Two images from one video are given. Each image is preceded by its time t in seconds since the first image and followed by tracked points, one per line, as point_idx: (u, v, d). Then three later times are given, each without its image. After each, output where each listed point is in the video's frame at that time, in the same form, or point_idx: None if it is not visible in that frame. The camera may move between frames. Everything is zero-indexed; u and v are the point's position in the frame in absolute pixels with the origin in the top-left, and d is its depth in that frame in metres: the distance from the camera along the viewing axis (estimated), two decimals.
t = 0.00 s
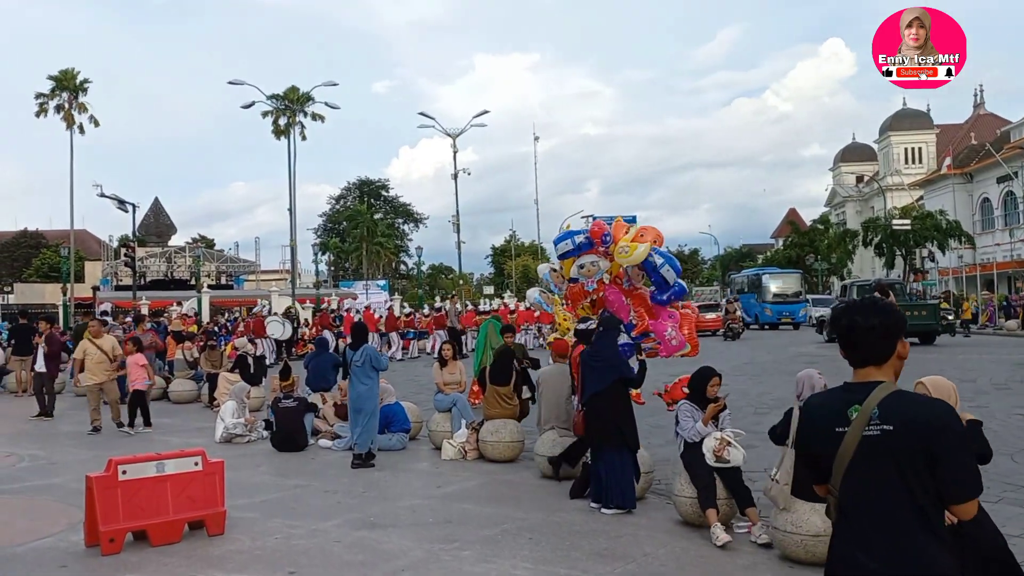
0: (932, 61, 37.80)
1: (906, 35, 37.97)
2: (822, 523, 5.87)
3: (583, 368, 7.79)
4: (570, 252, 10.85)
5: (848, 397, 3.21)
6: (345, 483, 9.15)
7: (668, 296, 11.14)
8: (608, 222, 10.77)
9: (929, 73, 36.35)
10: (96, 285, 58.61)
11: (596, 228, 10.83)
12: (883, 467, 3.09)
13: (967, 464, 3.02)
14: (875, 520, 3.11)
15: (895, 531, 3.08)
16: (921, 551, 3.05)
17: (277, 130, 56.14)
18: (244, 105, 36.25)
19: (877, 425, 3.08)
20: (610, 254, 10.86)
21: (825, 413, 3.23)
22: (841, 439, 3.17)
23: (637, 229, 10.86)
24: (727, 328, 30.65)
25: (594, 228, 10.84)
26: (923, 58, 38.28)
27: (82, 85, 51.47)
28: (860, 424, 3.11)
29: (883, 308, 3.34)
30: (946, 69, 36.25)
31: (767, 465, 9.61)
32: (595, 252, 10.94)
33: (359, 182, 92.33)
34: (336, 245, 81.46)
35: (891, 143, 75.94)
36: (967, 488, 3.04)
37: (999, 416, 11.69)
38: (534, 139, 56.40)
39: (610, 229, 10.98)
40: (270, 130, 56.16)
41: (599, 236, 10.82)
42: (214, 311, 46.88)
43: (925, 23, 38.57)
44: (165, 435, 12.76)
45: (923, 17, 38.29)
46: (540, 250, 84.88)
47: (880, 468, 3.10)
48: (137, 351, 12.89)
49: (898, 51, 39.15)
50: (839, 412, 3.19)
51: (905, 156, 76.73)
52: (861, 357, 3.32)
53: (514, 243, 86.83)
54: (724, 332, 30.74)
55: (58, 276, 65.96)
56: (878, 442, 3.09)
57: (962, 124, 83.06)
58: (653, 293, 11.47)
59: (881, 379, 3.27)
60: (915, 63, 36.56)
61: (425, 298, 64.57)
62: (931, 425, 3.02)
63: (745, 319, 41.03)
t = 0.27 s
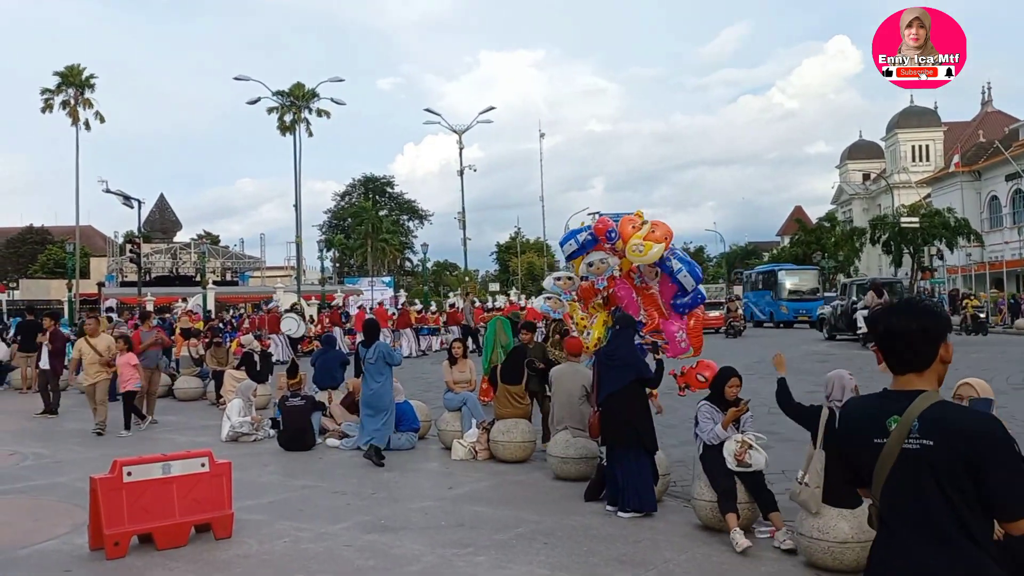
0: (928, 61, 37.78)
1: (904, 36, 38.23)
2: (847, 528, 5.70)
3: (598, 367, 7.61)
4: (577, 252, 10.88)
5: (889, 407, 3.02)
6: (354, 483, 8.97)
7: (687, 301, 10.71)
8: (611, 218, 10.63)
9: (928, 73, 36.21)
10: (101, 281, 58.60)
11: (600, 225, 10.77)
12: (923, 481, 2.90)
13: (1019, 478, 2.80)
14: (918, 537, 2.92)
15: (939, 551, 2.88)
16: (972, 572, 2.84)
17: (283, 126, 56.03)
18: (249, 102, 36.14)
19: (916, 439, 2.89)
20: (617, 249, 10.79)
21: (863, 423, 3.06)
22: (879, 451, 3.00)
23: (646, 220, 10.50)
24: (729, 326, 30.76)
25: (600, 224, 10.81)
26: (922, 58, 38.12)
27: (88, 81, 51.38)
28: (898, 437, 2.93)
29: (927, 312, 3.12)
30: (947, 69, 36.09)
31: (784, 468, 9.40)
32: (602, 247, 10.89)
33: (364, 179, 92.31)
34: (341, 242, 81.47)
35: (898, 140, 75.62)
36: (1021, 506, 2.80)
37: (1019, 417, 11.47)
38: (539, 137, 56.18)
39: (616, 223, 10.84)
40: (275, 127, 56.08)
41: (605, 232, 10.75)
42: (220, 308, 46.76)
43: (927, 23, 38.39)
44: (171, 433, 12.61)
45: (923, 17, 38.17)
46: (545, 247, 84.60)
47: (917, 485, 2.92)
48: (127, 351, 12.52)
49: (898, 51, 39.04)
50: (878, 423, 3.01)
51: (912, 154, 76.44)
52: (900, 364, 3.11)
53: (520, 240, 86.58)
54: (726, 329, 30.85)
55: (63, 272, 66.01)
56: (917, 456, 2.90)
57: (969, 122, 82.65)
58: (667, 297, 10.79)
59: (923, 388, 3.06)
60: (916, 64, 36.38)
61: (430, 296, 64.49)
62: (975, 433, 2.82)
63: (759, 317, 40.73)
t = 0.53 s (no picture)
0: (928, 61, 37.61)
1: (905, 36, 38.06)
2: (876, 537, 5.43)
3: (614, 370, 7.38)
4: (580, 257, 10.81)
5: (936, 423, 2.73)
6: (361, 487, 8.76)
7: (700, 302, 10.41)
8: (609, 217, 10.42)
9: (927, 73, 36.09)
10: (102, 279, 58.42)
11: (599, 227, 10.59)
12: (975, 505, 2.63)
13: None
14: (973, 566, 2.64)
15: None
16: None
17: (284, 123, 55.85)
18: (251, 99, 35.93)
19: (967, 458, 2.62)
20: (621, 248, 10.65)
21: (906, 439, 2.78)
22: (927, 470, 2.72)
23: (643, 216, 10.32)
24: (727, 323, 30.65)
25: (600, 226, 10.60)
26: (922, 58, 37.99)
27: (88, 78, 51.15)
28: (947, 456, 2.65)
29: (977, 317, 2.79)
30: (948, 69, 35.98)
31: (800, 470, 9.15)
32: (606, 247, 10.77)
33: (365, 176, 92.16)
34: (342, 239, 81.31)
35: (901, 137, 75.37)
36: None
37: None
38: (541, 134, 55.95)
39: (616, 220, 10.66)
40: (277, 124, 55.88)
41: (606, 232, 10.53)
42: (220, 306, 46.55)
43: (927, 23, 38.40)
44: (173, 435, 12.38)
45: (925, 15, 38.08)
46: (547, 245, 84.37)
47: (971, 508, 2.64)
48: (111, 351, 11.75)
49: (899, 50, 38.94)
50: (922, 440, 2.73)
51: (915, 150, 76.21)
52: (947, 375, 2.79)
53: (521, 238, 86.37)
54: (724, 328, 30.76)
55: (63, 270, 65.85)
56: (967, 476, 2.63)
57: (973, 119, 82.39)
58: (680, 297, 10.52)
59: (973, 403, 2.75)
60: (918, 62, 36.36)
61: (432, 293, 64.34)
62: None
63: (770, 315, 40.46)
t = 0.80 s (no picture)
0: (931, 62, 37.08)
1: (904, 35, 37.33)
2: (901, 538, 5.31)
3: (626, 366, 7.24)
4: (586, 259, 11.04)
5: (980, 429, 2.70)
6: (368, 484, 8.63)
7: (711, 291, 9.98)
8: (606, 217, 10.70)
9: (928, 74, 35.78)
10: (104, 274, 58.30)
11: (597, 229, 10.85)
12: None
13: None
14: None
15: None
16: None
17: (287, 118, 55.68)
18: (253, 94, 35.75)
19: None
20: (624, 244, 10.68)
21: (960, 441, 2.73)
22: (984, 475, 2.69)
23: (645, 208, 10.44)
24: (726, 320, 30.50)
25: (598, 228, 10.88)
26: (922, 58, 37.95)
27: (90, 72, 50.95)
28: (1005, 459, 2.57)
29: None
30: (948, 68, 35.88)
31: (812, 468, 9.04)
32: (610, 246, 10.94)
33: (366, 172, 91.96)
34: (344, 235, 81.19)
35: (905, 133, 75.14)
36: None
37: None
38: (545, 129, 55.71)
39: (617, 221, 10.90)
40: (279, 119, 55.70)
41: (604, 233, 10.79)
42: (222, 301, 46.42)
43: (928, 24, 38.05)
44: (176, 430, 12.27)
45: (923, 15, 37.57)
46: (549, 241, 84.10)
47: None
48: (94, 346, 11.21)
49: (899, 50, 38.91)
50: (978, 443, 2.69)
51: (918, 146, 76.01)
52: (1003, 373, 2.78)
53: (523, 234, 86.14)
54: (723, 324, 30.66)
55: (65, 265, 65.77)
56: None
57: (976, 115, 82.11)
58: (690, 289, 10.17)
59: None
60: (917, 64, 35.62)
61: (434, 288, 64.22)
62: None
63: (783, 310, 40.14)
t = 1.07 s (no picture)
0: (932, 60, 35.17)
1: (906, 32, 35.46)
2: (946, 541, 5.10)
3: (654, 360, 7.03)
4: (602, 258, 10.43)
5: None
6: (388, 479, 8.47)
7: (739, 283, 10.03)
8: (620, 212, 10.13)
9: (931, 73, 34.00)
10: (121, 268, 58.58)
11: (610, 225, 10.25)
12: None
13: None
14: None
15: None
16: None
17: (301, 113, 55.63)
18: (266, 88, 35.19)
19: None
20: (640, 237, 10.16)
21: None
22: None
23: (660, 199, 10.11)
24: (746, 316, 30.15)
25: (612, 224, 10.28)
26: (922, 58, 35.99)
27: (107, 66, 51.11)
28: None
29: None
30: (948, 69, 34.81)
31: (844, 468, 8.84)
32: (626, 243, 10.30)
33: (381, 167, 91.91)
34: (358, 230, 81.18)
35: (925, 128, 74.21)
36: None
37: None
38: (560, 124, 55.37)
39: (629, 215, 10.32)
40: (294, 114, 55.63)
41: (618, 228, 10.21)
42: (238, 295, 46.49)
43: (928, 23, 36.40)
44: (193, 423, 12.16)
45: (922, 15, 35.56)
46: (563, 237, 83.75)
47: None
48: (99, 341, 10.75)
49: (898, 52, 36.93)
50: None
51: (938, 142, 75.09)
52: None
53: (537, 229, 85.80)
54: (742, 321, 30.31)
55: (82, 259, 66.20)
56: None
57: (998, 110, 80.99)
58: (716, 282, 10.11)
59: None
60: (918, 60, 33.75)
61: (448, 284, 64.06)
62: None
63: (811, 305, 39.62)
